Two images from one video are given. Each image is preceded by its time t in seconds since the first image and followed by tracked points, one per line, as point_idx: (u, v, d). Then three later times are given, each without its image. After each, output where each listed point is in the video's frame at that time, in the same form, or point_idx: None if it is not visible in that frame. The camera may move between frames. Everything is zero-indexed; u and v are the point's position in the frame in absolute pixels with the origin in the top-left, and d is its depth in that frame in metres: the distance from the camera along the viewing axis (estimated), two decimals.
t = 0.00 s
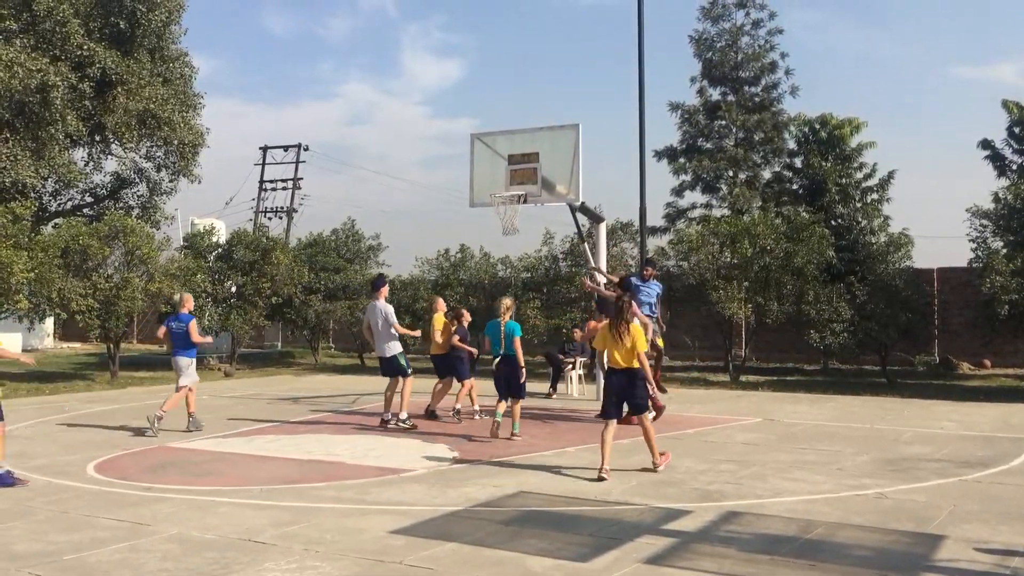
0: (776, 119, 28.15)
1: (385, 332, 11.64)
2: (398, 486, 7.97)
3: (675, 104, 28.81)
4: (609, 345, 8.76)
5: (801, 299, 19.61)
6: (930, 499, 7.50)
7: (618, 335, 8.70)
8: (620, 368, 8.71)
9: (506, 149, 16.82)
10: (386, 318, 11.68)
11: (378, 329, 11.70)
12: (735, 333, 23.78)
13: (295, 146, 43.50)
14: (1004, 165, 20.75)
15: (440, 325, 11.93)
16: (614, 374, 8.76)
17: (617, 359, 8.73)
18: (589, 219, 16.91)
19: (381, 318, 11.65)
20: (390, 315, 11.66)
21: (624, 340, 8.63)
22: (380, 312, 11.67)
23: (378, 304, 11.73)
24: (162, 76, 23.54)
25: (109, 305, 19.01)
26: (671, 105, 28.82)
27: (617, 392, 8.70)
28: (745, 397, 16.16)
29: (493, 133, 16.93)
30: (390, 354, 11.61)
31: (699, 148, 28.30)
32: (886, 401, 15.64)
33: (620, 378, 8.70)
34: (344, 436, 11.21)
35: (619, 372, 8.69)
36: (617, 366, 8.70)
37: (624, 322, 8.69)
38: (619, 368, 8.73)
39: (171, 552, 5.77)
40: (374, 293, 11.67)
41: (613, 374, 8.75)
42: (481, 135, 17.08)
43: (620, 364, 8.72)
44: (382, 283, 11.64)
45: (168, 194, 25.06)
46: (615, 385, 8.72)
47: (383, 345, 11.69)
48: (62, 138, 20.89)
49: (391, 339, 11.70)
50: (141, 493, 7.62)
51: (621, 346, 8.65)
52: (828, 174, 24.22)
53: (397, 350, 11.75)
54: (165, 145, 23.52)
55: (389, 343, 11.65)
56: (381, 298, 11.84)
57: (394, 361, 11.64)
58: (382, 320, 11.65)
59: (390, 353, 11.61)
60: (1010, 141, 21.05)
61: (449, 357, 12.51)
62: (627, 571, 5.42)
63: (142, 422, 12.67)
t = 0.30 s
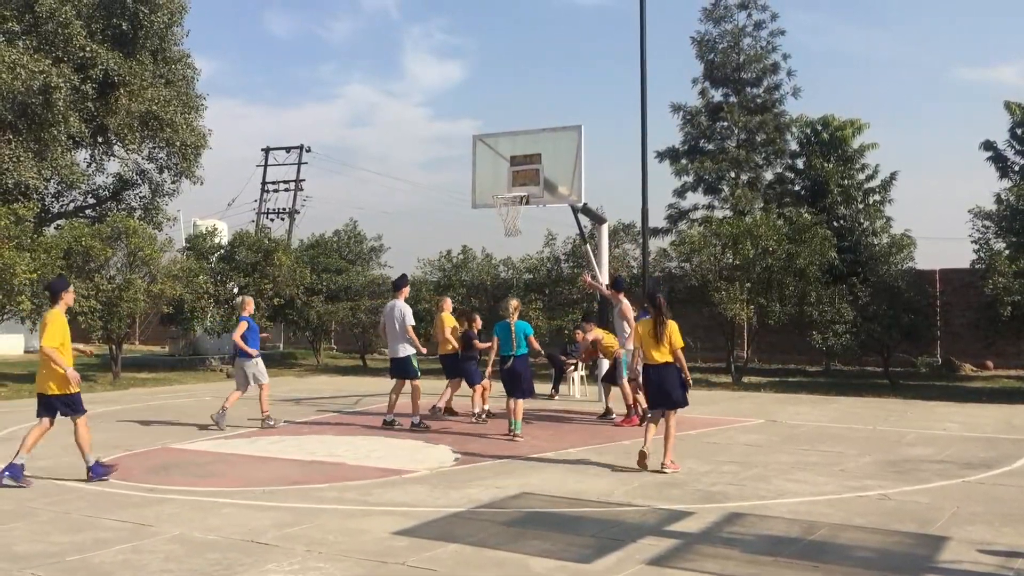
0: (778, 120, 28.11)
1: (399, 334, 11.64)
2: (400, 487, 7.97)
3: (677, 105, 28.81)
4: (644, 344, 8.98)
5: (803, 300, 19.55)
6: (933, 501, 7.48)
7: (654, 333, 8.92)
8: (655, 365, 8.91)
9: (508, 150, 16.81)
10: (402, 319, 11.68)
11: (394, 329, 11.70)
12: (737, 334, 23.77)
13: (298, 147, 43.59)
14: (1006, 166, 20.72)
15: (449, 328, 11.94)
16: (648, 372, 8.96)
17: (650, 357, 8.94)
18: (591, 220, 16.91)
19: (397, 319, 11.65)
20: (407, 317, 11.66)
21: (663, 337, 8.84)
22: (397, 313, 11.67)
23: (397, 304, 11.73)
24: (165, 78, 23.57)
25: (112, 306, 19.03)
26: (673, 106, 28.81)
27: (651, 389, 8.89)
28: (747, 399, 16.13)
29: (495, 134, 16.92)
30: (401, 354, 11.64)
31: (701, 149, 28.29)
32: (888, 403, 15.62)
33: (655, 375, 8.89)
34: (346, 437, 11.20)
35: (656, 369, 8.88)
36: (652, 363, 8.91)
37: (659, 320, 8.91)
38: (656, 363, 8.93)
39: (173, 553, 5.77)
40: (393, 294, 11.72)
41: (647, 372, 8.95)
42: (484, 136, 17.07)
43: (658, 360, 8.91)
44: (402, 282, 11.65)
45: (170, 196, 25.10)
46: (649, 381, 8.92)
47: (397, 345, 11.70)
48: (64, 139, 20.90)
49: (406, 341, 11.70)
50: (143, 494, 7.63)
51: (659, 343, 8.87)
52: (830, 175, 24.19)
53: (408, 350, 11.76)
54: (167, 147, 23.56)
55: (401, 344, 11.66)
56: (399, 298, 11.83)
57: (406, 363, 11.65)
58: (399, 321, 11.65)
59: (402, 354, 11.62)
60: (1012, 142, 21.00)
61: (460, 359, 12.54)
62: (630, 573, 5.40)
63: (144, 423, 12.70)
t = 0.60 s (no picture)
0: (780, 121, 28.08)
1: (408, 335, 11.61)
2: (404, 488, 7.95)
3: (679, 106, 28.79)
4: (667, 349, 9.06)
5: (806, 301, 19.51)
6: (937, 502, 7.46)
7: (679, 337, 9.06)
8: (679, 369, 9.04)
9: (511, 151, 16.78)
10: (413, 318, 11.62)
11: (404, 329, 11.65)
12: (739, 335, 23.76)
13: (300, 149, 43.63)
14: (1009, 167, 20.69)
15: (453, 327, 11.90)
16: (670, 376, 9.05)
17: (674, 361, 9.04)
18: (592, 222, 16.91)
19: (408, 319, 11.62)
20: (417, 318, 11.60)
21: (690, 342, 9.04)
22: (409, 312, 11.62)
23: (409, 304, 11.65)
24: (167, 79, 23.58)
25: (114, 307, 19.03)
26: (675, 108, 28.80)
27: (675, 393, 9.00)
28: (750, 401, 16.11)
29: (497, 135, 16.90)
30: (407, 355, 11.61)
31: (703, 150, 28.28)
32: (892, 405, 15.59)
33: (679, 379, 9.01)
34: (349, 439, 11.19)
35: (683, 373, 9.00)
36: (678, 367, 9.02)
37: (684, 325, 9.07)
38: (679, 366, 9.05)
39: (177, 554, 5.76)
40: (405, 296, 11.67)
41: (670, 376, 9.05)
42: (486, 137, 17.06)
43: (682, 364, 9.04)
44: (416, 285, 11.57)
45: (173, 197, 25.11)
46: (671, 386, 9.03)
47: (404, 345, 11.65)
48: (67, 140, 20.93)
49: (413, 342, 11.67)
50: (146, 495, 7.62)
51: (686, 348, 9.03)
52: (833, 176, 24.17)
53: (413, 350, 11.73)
54: (170, 148, 23.58)
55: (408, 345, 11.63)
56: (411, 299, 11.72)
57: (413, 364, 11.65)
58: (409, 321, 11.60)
59: (407, 354, 11.60)
60: (1015, 143, 20.96)
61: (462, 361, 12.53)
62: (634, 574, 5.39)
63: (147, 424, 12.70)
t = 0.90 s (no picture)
0: (786, 123, 27.98)
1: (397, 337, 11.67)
2: (409, 490, 7.95)
3: (684, 108, 28.78)
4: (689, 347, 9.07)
5: (811, 303, 19.47)
6: (943, 505, 7.44)
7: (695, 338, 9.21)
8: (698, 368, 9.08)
9: (516, 153, 16.79)
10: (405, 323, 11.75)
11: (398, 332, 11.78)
12: (745, 337, 23.74)
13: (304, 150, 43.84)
14: (1015, 169, 20.63)
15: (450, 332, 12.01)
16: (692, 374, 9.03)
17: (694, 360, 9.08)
18: (597, 223, 16.90)
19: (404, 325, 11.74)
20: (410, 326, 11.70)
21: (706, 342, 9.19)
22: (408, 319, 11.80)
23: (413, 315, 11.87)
24: (173, 81, 23.65)
25: (120, 309, 19.08)
26: (680, 109, 28.79)
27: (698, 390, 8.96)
28: (756, 402, 16.08)
29: (503, 137, 16.92)
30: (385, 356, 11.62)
31: (708, 152, 28.25)
32: (897, 406, 15.55)
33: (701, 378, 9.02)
34: (354, 441, 11.19)
35: (706, 373, 9.07)
36: (701, 367, 9.06)
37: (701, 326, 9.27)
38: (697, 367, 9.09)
39: (183, 555, 5.77)
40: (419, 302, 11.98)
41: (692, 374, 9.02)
42: (492, 139, 17.08)
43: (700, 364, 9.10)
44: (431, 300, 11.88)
45: (178, 199, 25.16)
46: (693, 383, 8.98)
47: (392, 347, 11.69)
48: (72, 142, 20.99)
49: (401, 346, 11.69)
50: (153, 497, 7.63)
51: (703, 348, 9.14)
52: (838, 178, 24.17)
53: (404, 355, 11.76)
54: (175, 150, 23.64)
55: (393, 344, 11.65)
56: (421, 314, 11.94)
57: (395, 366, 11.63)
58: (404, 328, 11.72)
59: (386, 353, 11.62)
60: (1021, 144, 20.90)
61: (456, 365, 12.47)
62: None
63: (153, 426, 12.72)
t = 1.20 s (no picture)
0: (793, 124, 27.92)
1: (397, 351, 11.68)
2: (415, 491, 7.95)
3: (690, 109, 28.75)
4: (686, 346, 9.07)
5: (818, 304, 19.41)
6: (951, 507, 7.42)
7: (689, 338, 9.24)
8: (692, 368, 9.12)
9: (522, 154, 16.79)
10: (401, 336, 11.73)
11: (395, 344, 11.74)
12: (751, 338, 23.70)
13: (311, 151, 44.07)
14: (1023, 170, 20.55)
15: (439, 339, 11.91)
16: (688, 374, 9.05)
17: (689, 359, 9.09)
18: (603, 225, 16.89)
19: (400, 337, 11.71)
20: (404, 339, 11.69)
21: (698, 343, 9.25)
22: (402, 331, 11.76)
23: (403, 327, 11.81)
24: (180, 83, 23.73)
25: (127, 310, 19.18)
26: (686, 110, 28.77)
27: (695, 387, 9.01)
28: (762, 404, 16.05)
29: (509, 138, 16.94)
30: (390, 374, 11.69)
31: (715, 153, 28.22)
32: (904, 408, 15.52)
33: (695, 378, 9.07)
34: (360, 442, 11.21)
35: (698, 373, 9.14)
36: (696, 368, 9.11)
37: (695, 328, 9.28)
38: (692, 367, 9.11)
39: (191, 556, 5.79)
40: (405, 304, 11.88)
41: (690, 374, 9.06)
42: (498, 140, 17.10)
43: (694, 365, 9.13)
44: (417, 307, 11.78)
45: (185, 200, 25.21)
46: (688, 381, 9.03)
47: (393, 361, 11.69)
48: (80, 143, 21.05)
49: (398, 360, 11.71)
50: (160, 497, 7.65)
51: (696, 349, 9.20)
52: (845, 179, 24.11)
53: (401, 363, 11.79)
54: (182, 152, 23.71)
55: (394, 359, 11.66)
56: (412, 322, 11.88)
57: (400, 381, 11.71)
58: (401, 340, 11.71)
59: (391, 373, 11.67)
60: None
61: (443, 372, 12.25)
62: None
63: (160, 426, 12.76)
